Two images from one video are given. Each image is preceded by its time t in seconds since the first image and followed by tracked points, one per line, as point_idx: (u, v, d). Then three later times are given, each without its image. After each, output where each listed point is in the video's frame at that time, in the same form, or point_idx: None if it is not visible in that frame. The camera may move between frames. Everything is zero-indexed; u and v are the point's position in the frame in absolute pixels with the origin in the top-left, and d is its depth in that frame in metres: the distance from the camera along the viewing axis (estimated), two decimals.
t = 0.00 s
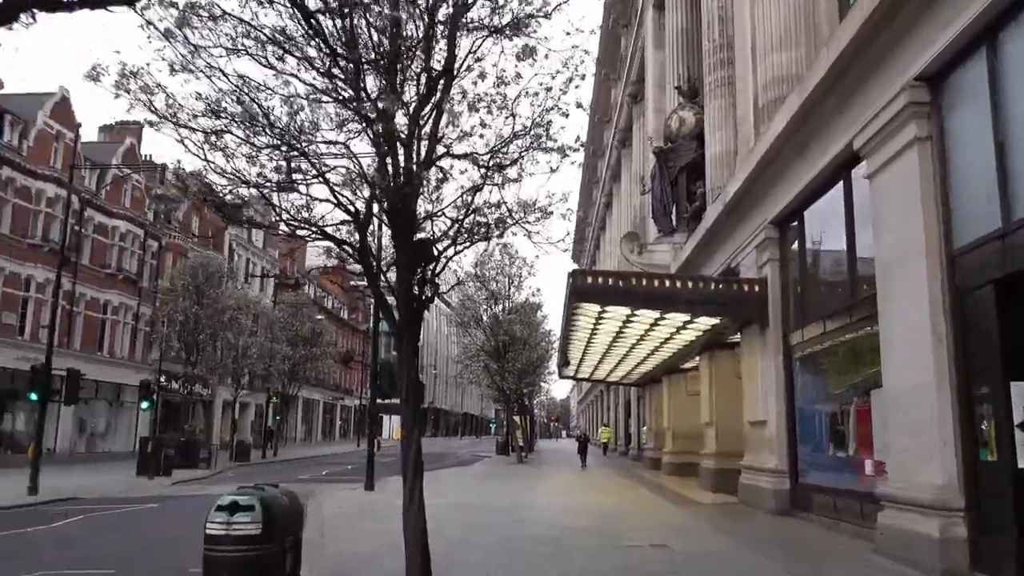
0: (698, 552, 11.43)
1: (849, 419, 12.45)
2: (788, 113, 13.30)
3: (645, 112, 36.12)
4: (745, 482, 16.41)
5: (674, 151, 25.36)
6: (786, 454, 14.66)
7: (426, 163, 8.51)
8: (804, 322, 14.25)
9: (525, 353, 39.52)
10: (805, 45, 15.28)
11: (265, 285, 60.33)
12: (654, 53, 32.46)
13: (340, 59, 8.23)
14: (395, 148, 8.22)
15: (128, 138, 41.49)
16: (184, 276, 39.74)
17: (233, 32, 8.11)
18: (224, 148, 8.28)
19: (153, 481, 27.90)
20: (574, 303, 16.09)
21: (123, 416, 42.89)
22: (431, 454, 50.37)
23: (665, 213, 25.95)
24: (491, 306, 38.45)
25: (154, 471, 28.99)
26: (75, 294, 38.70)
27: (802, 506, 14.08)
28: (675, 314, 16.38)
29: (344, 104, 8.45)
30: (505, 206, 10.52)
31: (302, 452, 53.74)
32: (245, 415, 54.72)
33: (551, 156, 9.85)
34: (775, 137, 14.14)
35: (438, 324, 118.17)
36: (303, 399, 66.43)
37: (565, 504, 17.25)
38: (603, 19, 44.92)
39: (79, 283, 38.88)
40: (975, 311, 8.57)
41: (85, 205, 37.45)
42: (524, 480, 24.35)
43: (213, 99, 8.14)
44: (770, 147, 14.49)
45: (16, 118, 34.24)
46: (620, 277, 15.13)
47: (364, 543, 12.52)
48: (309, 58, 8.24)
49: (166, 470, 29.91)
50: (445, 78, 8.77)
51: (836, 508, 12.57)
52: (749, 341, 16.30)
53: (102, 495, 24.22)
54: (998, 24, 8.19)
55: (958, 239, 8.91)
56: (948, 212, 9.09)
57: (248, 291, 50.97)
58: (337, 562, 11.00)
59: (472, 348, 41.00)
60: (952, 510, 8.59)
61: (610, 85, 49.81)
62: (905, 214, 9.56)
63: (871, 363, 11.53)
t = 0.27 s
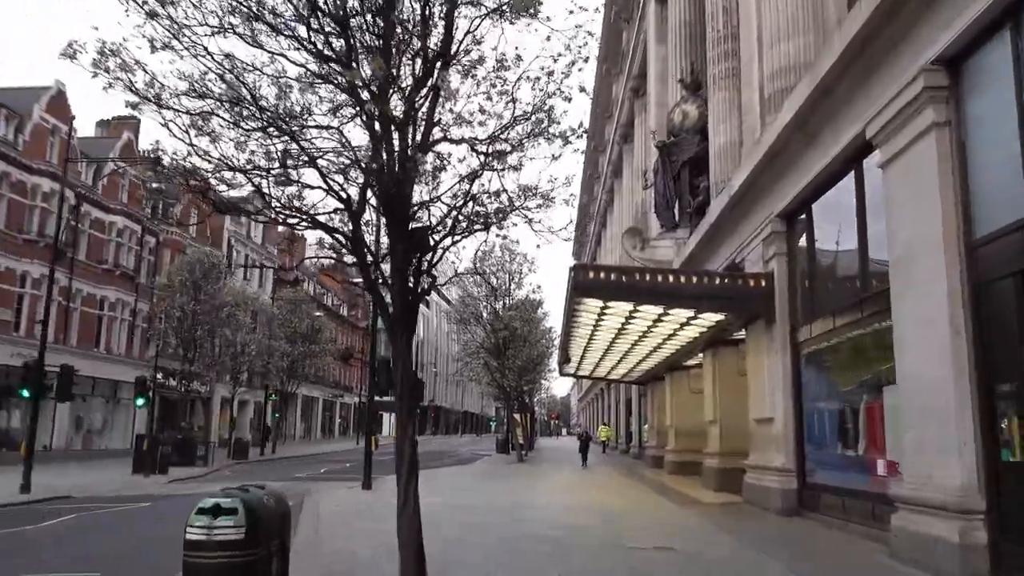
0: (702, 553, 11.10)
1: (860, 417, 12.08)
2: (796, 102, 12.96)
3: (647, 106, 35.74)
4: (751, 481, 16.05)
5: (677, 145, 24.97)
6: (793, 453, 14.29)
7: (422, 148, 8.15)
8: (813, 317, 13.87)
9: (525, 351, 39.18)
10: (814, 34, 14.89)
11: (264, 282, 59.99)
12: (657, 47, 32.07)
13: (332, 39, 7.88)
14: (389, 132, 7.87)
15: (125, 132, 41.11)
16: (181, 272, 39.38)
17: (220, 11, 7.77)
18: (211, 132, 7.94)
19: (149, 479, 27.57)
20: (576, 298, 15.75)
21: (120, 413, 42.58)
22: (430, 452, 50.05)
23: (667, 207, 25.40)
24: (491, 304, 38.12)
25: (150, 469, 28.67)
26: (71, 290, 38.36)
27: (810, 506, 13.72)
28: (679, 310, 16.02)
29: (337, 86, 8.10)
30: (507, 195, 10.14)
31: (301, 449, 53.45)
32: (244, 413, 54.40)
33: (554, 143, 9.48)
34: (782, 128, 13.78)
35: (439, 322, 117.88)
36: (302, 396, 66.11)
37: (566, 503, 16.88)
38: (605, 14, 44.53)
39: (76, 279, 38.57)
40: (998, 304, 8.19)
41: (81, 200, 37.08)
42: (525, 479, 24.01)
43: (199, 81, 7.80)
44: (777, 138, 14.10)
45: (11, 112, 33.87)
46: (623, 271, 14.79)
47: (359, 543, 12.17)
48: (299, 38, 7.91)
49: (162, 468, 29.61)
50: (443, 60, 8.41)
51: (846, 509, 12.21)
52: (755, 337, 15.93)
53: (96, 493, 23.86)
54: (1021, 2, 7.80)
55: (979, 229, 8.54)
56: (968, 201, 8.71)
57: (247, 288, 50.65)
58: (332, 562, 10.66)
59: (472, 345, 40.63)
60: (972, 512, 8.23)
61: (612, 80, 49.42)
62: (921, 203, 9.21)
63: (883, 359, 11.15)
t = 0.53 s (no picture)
0: (708, 554, 10.70)
1: (872, 415, 11.63)
2: (805, 89, 12.52)
3: (649, 100, 35.22)
4: (756, 480, 15.62)
5: (680, 138, 24.51)
6: (801, 452, 13.84)
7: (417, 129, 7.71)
8: (822, 312, 13.42)
9: (525, 348, 38.74)
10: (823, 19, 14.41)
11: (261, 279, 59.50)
12: (659, 40, 31.56)
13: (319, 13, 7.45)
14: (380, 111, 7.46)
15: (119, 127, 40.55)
16: (177, 269, 38.90)
17: None
18: (191, 112, 7.51)
19: (142, 477, 27.12)
20: (577, 294, 15.34)
21: (115, 410, 42.16)
22: (429, 450, 49.60)
23: (669, 201, 25.34)
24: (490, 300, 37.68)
25: (144, 467, 28.20)
26: (66, 286, 37.90)
27: (819, 507, 13.28)
28: (683, 305, 15.59)
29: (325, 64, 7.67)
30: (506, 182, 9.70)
31: (299, 447, 53.00)
32: (242, 411, 53.94)
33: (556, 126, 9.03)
34: (790, 117, 13.34)
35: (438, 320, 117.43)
36: (300, 394, 65.65)
37: (567, 503, 16.44)
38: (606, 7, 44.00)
39: (70, 275, 38.10)
40: None
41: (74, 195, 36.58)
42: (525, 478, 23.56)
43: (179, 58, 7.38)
44: (785, 128, 13.65)
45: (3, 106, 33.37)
46: (625, 266, 14.38)
47: (352, 545, 11.73)
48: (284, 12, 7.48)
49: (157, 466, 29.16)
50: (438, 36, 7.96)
51: (857, 510, 11.77)
52: (761, 333, 15.49)
53: (86, 493, 23.38)
54: None
55: (1004, 216, 8.10)
56: (992, 187, 8.27)
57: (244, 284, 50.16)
58: (322, 567, 10.20)
59: (471, 342, 40.16)
60: (997, 516, 7.79)
61: (613, 75, 48.89)
62: (940, 191, 8.80)
63: (898, 355, 10.70)
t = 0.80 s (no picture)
0: (714, 556, 10.34)
1: (885, 414, 11.18)
2: (816, 76, 12.06)
3: (650, 94, 34.78)
4: (763, 481, 15.18)
5: (682, 132, 24.05)
6: (810, 452, 13.39)
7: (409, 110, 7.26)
8: (833, 308, 12.95)
9: (525, 346, 38.32)
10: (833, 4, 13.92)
11: (258, 277, 59.05)
12: (661, 33, 31.09)
13: None
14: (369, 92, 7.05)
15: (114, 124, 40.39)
16: (173, 266, 38.42)
17: None
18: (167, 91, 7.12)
19: (136, 477, 26.69)
20: (579, 289, 14.91)
21: (111, 409, 41.75)
22: (428, 449, 49.20)
23: (672, 196, 24.85)
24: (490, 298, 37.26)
25: (138, 467, 27.78)
26: (61, 283, 37.51)
27: (829, 509, 12.84)
28: (687, 301, 15.16)
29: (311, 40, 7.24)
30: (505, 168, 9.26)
31: (297, 446, 52.64)
32: (240, 409, 53.54)
33: (556, 108, 8.58)
34: (800, 107, 12.88)
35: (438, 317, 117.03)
36: (299, 392, 65.23)
37: (568, 504, 16.00)
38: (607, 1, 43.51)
39: (65, 272, 37.68)
40: None
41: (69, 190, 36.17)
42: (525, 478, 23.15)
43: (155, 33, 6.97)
44: (793, 118, 13.21)
45: None
46: (628, 260, 13.95)
47: (345, 547, 11.30)
48: None
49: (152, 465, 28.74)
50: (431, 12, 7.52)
51: (871, 513, 11.31)
52: (767, 330, 15.05)
53: (78, 493, 22.94)
54: None
55: None
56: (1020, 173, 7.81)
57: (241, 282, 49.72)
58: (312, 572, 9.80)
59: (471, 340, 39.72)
60: None
61: (614, 70, 48.41)
62: (962, 178, 8.36)
63: (914, 352, 10.25)
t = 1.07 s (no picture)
0: (719, 557, 9.99)
1: (898, 411, 10.81)
2: (826, 63, 11.67)
3: (652, 89, 34.41)
4: (769, 480, 14.81)
5: (685, 125, 23.67)
6: (818, 450, 13.02)
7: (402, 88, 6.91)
8: (843, 302, 12.56)
9: (525, 344, 37.96)
10: None
11: (256, 274, 58.70)
12: (662, 27, 30.70)
13: None
14: (360, 68, 6.71)
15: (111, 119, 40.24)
16: (169, 262, 38.04)
17: None
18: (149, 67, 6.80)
19: (130, 476, 26.33)
20: (580, 283, 14.56)
21: (108, 407, 41.38)
22: (428, 447, 48.82)
23: (675, 190, 24.46)
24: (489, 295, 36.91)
25: (133, 465, 27.41)
26: (57, 279, 37.17)
27: (838, 509, 12.47)
28: (691, 295, 14.79)
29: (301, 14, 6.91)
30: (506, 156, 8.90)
31: (296, 444, 52.26)
32: (238, 407, 53.16)
33: (559, 91, 8.21)
34: (808, 95, 12.49)
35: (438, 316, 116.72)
36: (298, 391, 64.86)
37: (569, 503, 15.64)
38: None
39: (61, 268, 37.33)
40: None
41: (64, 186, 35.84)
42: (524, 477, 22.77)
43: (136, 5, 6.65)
44: (801, 107, 12.84)
45: None
46: (631, 253, 13.60)
47: (338, 546, 10.93)
48: None
49: (147, 463, 28.38)
50: None
51: (883, 513, 10.95)
52: (774, 325, 14.69)
53: (70, 492, 22.57)
54: None
55: None
56: None
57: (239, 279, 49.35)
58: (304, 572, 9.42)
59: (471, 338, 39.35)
60: None
61: (615, 65, 47.98)
62: (985, 162, 7.95)
63: (928, 346, 9.87)
